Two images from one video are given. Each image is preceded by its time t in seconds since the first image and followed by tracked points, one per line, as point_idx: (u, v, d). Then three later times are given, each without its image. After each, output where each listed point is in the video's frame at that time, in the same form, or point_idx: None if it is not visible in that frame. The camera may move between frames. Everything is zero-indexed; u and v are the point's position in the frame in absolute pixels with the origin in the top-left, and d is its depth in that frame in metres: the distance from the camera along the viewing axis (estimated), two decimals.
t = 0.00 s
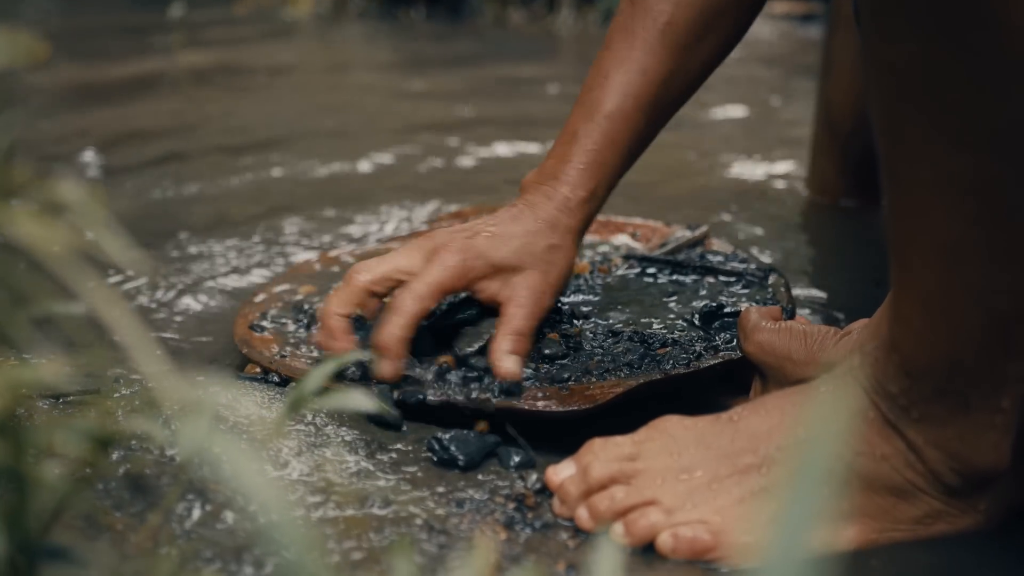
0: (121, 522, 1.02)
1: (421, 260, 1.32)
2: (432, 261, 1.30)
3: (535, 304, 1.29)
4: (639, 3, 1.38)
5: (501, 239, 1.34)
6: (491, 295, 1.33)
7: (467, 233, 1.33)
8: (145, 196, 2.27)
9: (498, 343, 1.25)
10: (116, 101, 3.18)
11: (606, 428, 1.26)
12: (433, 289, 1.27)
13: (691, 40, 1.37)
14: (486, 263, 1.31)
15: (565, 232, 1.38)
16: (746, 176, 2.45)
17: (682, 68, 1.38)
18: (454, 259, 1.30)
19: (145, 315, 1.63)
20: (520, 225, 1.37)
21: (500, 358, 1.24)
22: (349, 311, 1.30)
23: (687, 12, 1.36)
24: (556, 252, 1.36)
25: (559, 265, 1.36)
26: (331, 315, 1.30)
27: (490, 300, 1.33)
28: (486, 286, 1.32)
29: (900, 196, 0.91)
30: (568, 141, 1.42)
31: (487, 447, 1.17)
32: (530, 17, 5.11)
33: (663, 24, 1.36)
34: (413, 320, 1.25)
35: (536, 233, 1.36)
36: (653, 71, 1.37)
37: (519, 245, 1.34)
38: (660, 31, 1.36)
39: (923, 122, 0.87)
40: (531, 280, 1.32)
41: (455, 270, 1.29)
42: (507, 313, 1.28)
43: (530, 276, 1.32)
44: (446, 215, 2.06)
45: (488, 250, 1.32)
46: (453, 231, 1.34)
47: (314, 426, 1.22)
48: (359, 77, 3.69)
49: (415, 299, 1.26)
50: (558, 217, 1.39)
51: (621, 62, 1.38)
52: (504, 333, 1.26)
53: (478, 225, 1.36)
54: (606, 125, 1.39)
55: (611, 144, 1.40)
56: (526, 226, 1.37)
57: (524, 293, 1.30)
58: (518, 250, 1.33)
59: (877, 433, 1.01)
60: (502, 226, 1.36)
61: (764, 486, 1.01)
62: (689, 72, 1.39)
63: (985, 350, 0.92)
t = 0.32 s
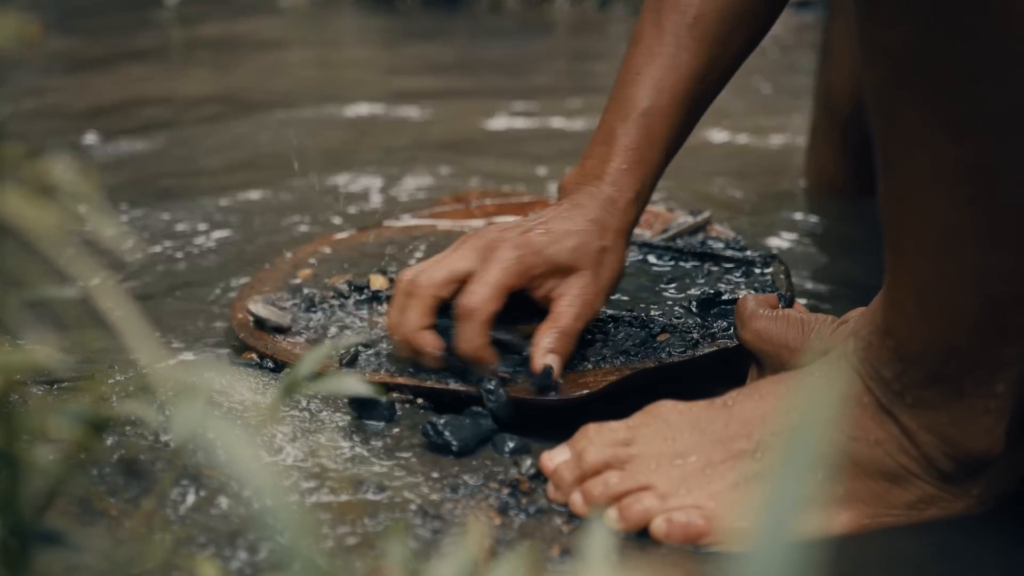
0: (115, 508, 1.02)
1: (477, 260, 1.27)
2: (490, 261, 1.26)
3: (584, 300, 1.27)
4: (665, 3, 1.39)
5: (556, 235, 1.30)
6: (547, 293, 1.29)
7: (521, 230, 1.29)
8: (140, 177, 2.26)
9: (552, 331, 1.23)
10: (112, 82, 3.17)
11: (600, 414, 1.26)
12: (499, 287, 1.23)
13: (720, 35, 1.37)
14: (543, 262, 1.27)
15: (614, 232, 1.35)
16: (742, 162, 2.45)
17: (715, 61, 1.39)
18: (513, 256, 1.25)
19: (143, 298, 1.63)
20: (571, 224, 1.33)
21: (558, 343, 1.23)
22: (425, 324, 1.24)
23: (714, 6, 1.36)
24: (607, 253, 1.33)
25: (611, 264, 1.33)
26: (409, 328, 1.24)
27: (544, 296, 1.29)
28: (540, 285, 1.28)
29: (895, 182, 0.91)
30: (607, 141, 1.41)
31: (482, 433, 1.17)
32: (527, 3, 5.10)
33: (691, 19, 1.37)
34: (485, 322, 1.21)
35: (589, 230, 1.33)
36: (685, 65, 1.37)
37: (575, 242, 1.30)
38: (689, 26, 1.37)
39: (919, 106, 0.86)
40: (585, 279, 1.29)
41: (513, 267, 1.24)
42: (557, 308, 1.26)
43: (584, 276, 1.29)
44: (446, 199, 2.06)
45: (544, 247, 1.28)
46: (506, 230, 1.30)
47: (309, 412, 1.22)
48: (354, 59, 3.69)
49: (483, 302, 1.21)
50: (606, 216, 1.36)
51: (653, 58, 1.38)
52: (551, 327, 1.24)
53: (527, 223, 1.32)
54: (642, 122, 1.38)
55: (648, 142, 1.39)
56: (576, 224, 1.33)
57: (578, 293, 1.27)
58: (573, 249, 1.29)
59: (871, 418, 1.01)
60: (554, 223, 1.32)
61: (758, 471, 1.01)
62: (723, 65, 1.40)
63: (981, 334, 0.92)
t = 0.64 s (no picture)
0: (110, 502, 1.02)
1: (567, 219, 1.31)
2: (586, 222, 1.29)
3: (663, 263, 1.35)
4: None
5: (637, 196, 1.36)
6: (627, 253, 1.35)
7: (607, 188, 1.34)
8: (135, 170, 2.26)
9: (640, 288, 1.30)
10: (108, 75, 3.16)
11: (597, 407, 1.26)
12: (602, 247, 1.27)
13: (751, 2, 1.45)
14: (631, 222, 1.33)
15: (676, 195, 1.42)
16: (739, 158, 2.45)
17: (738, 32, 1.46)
18: (609, 216, 1.30)
19: (137, 292, 1.63)
20: (644, 185, 1.38)
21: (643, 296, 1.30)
22: (528, 284, 1.25)
23: None
24: (674, 217, 1.40)
25: (675, 227, 1.41)
26: (514, 288, 1.25)
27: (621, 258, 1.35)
28: (623, 245, 1.34)
29: (893, 178, 0.91)
30: (654, 106, 1.46)
31: (478, 429, 1.17)
32: None
33: None
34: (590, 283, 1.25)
35: (662, 192, 1.40)
36: (720, 31, 1.44)
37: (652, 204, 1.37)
38: None
39: (914, 104, 0.86)
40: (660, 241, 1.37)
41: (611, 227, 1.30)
42: (637, 271, 1.32)
43: (659, 238, 1.37)
44: (442, 194, 2.06)
45: (629, 207, 1.33)
46: (588, 186, 1.34)
47: (305, 407, 1.22)
48: (351, 54, 3.68)
49: (591, 263, 1.25)
50: (669, 178, 1.42)
51: (695, 24, 1.44)
52: (636, 284, 1.31)
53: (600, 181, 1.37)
54: (689, 88, 1.45)
55: (692, 106, 1.46)
56: (648, 186, 1.39)
57: (660, 254, 1.35)
58: (651, 211, 1.36)
59: (867, 414, 1.02)
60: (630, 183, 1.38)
61: (754, 467, 1.01)
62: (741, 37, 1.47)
63: (977, 331, 0.92)
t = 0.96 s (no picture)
0: (108, 503, 1.02)
1: (557, 182, 1.45)
2: (567, 185, 1.43)
3: (652, 232, 1.43)
4: None
5: (631, 167, 1.45)
6: (623, 218, 1.47)
7: (601, 157, 1.45)
8: (134, 170, 2.25)
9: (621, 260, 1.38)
10: (106, 75, 3.16)
11: (595, 407, 1.25)
12: (570, 213, 1.40)
13: None
14: (617, 191, 1.44)
15: (692, 166, 1.51)
16: (737, 159, 2.45)
17: (788, 16, 1.45)
18: (588, 184, 1.42)
19: (138, 293, 1.63)
20: (651, 157, 1.48)
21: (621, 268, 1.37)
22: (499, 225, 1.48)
23: None
24: (683, 186, 1.49)
25: (685, 195, 1.50)
26: (482, 227, 1.49)
27: (619, 222, 1.47)
28: (613, 209, 1.46)
29: (891, 178, 0.91)
30: (693, 78, 1.53)
31: (476, 430, 1.17)
32: None
33: None
34: (550, 242, 1.37)
35: (665, 165, 1.48)
36: (769, 12, 1.45)
37: (650, 176, 1.46)
38: None
39: (912, 107, 0.86)
40: (655, 211, 1.45)
41: (588, 192, 1.42)
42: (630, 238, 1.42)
43: (655, 208, 1.46)
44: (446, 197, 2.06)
45: (618, 177, 1.44)
46: (587, 154, 1.46)
47: (303, 408, 1.22)
48: (349, 54, 3.68)
49: (552, 224, 1.38)
50: (688, 150, 1.51)
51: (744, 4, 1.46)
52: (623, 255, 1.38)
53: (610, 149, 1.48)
54: (728, 64, 1.49)
55: (729, 81, 1.50)
56: (657, 158, 1.48)
57: (649, 223, 1.44)
58: (649, 182, 1.46)
59: (865, 415, 1.02)
60: (636, 153, 1.48)
61: (752, 468, 1.01)
62: (798, 18, 1.46)
63: (975, 332, 0.92)
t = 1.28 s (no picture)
0: (105, 506, 1.02)
1: (581, 176, 1.47)
2: (591, 177, 1.44)
3: (676, 222, 1.46)
4: None
5: (651, 155, 1.46)
6: (647, 208, 1.49)
7: (622, 147, 1.47)
8: (136, 173, 2.26)
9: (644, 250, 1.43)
10: (108, 79, 3.16)
11: (593, 409, 1.25)
12: (595, 204, 1.42)
13: None
14: (640, 179, 1.45)
15: (711, 150, 1.50)
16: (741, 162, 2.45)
17: None
18: (610, 175, 1.43)
19: (140, 298, 1.62)
20: (670, 143, 1.49)
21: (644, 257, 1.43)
22: (527, 230, 1.50)
23: None
24: (703, 170, 1.50)
25: (706, 179, 1.50)
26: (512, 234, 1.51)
27: (643, 211, 1.49)
28: (638, 198, 1.48)
29: (889, 181, 0.91)
30: (707, 63, 1.53)
31: (473, 433, 1.17)
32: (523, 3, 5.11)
33: None
34: (578, 232, 1.40)
35: (684, 152, 1.48)
36: None
37: (672, 163, 1.47)
38: None
39: (913, 110, 0.86)
40: (679, 199, 1.47)
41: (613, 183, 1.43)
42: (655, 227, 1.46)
43: (677, 196, 1.48)
44: (461, 203, 2.06)
45: (640, 166, 1.45)
46: (608, 146, 1.48)
47: (301, 412, 1.22)
48: (352, 56, 3.69)
49: (577, 214, 1.40)
50: (707, 134, 1.51)
51: None
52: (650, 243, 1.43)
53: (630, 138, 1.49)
54: (742, 47, 1.49)
55: (746, 64, 1.50)
56: (675, 144, 1.49)
57: (673, 212, 1.46)
58: (669, 168, 1.47)
59: (863, 419, 1.02)
60: (656, 141, 1.49)
61: (749, 472, 1.01)
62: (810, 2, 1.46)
63: (973, 336, 0.92)
